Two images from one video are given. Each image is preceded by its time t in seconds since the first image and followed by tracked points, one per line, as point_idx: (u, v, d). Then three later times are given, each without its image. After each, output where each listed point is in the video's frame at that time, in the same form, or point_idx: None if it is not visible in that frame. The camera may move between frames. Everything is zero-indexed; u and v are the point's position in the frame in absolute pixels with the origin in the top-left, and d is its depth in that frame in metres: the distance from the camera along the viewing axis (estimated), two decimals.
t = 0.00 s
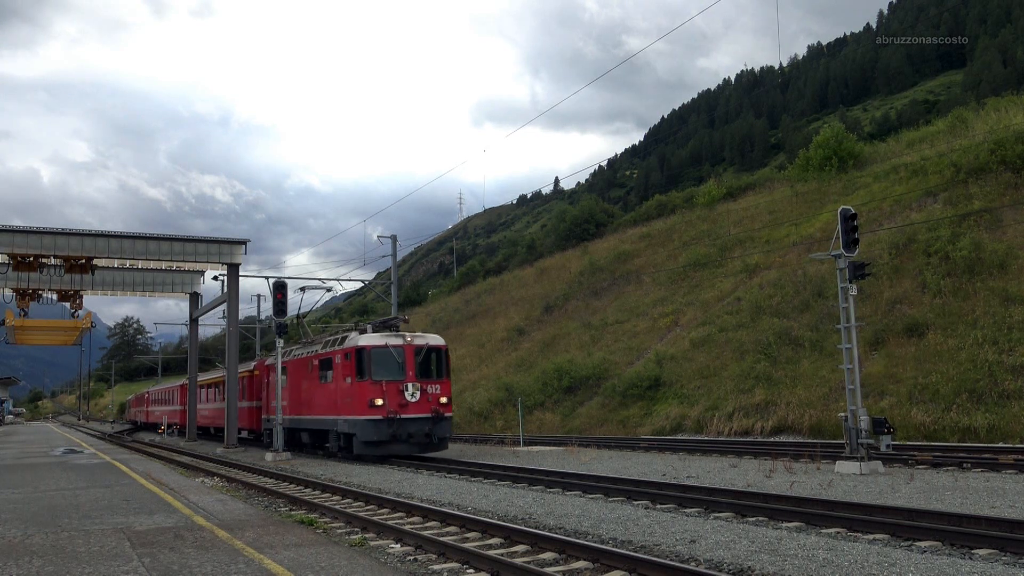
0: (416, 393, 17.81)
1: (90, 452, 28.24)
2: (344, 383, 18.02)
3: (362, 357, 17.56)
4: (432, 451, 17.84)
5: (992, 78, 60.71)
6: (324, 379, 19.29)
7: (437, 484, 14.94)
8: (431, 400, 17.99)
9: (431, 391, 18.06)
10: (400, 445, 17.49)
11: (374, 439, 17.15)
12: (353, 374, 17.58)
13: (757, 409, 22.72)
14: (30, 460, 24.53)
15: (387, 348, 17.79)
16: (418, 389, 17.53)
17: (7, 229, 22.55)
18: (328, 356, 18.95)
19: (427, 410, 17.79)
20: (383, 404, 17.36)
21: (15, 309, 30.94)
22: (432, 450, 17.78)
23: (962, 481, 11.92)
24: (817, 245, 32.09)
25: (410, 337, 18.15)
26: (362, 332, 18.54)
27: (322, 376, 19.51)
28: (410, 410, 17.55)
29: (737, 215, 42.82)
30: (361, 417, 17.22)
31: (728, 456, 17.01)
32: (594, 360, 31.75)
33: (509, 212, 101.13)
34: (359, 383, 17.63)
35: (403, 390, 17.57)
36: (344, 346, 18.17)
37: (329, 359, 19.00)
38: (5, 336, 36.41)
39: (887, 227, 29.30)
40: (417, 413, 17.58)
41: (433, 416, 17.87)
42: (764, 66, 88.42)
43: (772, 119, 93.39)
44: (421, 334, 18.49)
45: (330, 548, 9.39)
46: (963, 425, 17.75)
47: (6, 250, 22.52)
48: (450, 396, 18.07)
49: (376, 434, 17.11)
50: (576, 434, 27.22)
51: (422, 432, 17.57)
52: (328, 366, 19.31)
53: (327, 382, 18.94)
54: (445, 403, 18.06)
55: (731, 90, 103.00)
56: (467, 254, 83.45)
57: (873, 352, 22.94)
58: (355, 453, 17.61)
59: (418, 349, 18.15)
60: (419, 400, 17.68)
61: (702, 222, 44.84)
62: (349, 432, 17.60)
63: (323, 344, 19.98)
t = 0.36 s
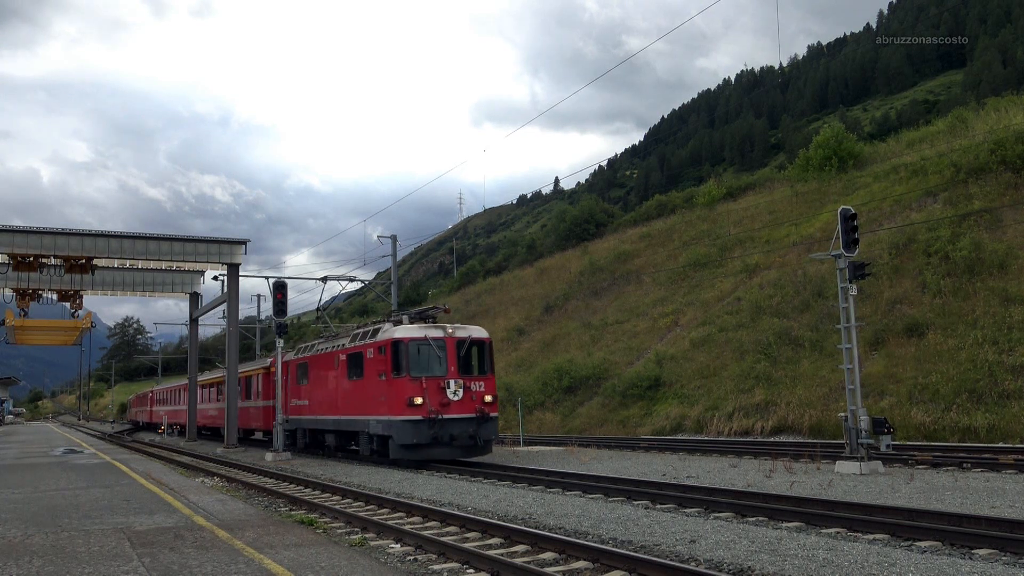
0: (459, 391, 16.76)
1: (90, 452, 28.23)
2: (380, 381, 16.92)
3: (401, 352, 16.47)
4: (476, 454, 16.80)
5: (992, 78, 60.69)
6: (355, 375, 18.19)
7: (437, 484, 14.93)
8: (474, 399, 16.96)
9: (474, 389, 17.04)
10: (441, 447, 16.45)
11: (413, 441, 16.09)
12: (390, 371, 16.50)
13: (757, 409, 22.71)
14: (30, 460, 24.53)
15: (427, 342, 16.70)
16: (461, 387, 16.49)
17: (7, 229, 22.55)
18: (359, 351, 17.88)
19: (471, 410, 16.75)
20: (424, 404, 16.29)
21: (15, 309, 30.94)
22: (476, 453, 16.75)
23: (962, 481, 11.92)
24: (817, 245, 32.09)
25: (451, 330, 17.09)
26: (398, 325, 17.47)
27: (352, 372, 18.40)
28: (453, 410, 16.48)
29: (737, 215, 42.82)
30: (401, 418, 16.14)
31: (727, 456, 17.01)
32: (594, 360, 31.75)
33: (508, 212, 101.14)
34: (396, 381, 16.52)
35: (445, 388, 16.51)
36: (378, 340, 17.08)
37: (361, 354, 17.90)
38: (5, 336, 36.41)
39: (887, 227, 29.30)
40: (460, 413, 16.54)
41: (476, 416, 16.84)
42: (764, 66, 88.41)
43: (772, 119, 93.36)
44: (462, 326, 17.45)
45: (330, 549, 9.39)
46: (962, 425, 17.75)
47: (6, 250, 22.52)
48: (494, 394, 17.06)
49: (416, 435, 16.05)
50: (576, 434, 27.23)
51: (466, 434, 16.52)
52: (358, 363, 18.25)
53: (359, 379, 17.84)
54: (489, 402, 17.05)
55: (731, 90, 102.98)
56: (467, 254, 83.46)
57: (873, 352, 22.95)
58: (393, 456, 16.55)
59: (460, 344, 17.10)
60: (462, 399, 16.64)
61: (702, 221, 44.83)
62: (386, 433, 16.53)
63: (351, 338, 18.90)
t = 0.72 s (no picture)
0: (512, 389, 15.06)
1: (90, 452, 28.24)
2: (423, 377, 15.17)
3: (448, 345, 14.79)
4: (531, 459, 15.07)
5: (992, 78, 60.70)
6: (390, 371, 16.46)
7: (438, 484, 14.93)
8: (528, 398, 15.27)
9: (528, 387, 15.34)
10: (492, 451, 14.73)
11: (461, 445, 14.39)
12: (435, 366, 14.80)
13: (757, 409, 22.71)
14: (30, 460, 24.52)
15: (476, 332, 15.02)
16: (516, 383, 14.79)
17: (6, 229, 22.55)
18: (396, 344, 16.19)
19: (526, 409, 15.04)
20: (474, 402, 14.56)
21: (15, 308, 30.96)
22: (531, 458, 15.03)
23: (962, 481, 11.92)
24: (817, 246, 32.10)
25: (503, 320, 15.45)
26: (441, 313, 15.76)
27: (388, 367, 16.67)
28: (506, 409, 14.77)
29: (737, 215, 42.82)
30: (448, 419, 14.42)
31: (727, 456, 17.01)
32: (594, 360, 31.75)
33: (508, 212, 101.18)
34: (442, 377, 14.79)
35: (498, 385, 14.81)
36: (420, 331, 15.38)
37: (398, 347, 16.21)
38: (5, 336, 36.42)
39: (887, 227, 29.30)
40: (515, 413, 14.83)
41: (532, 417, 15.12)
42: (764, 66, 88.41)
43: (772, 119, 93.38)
44: (514, 316, 15.83)
45: (329, 548, 9.40)
46: (963, 425, 17.74)
47: (6, 250, 22.52)
48: (550, 392, 15.36)
49: (466, 439, 14.35)
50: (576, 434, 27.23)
51: (521, 437, 14.81)
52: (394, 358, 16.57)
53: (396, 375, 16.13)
54: (545, 401, 15.35)
55: (731, 90, 102.97)
56: (467, 254, 83.49)
57: (873, 352, 22.95)
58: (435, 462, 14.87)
59: (512, 336, 15.45)
60: (516, 397, 14.94)
61: (702, 222, 44.83)
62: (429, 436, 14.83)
63: (384, 329, 17.23)
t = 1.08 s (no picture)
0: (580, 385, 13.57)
1: (90, 452, 28.24)
2: (479, 373, 13.76)
3: (507, 335, 13.37)
4: (601, 465, 13.55)
5: (991, 79, 60.69)
6: (441, 366, 15.03)
7: (440, 484, 14.91)
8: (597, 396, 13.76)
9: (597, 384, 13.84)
10: (560, 455, 13.25)
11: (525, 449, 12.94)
12: (494, 359, 13.38)
13: (757, 409, 22.70)
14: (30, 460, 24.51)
15: (539, 321, 13.59)
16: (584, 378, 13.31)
17: (6, 229, 22.55)
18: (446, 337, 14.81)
19: (595, 409, 13.52)
20: (537, 400, 13.11)
21: (15, 308, 30.96)
22: (601, 464, 13.52)
23: (962, 481, 11.91)
24: (817, 246, 32.10)
25: (567, 308, 14.00)
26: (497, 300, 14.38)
27: (437, 362, 15.23)
28: (575, 409, 13.28)
29: (737, 215, 42.80)
30: (511, 420, 12.98)
31: (727, 456, 17.01)
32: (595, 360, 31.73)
33: (508, 212, 101.18)
34: (501, 372, 13.37)
35: (564, 381, 13.34)
36: (477, 321, 13.98)
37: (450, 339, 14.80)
38: (5, 336, 36.42)
39: (887, 227, 29.28)
40: (584, 413, 13.32)
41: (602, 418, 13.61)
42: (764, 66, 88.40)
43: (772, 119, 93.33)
44: (579, 304, 14.38)
45: (330, 548, 9.39)
46: (962, 425, 17.74)
47: (6, 250, 22.53)
48: (621, 389, 13.84)
49: (530, 442, 12.89)
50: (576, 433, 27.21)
51: (591, 439, 13.32)
52: (442, 351, 15.18)
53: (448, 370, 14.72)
54: (616, 400, 13.83)
55: (731, 90, 102.94)
56: (466, 254, 83.50)
57: (873, 352, 22.95)
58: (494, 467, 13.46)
59: (578, 326, 13.98)
60: (585, 394, 13.45)
61: (702, 222, 44.81)
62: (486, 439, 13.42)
63: (429, 320, 15.88)
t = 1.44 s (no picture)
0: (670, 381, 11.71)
1: (90, 452, 28.25)
2: (552, 367, 11.93)
3: (587, 321, 11.51)
4: (695, 472, 11.71)
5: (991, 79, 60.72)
6: (501, 359, 13.26)
7: (440, 484, 14.88)
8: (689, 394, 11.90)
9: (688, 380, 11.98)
10: (649, 462, 11.42)
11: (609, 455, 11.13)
12: (571, 350, 11.57)
13: (757, 409, 22.70)
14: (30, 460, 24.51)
15: (622, 306, 11.74)
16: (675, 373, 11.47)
17: (6, 229, 22.56)
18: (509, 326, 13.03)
19: (688, 408, 11.67)
20: (623, 398, 11.27)
21: (15, 308, 30.98)
22: (697, 472, 11.64)
23: (962, 481, 11.91)
24: (817, 246, 32.11)
25: (652, 292, 12.16)
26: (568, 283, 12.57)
27: (497, 354, 13.47)
28: (667, 408, 11.42)
29: (737, 215, 42.80)
30: (591, 420, 11.17)
31: (728, 456, 17.00)
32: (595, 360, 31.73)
33: (508, 212, 101.21)
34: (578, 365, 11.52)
35: (653, 376, 11.49)
36: (547, 306, 12.18)
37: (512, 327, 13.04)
38: (5, 336, 36.44)
39: (887, 227, 29.26)
40: (676, 412, 11.47)
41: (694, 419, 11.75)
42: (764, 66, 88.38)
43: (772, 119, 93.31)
44: (664, 287, 12.54)
45: (330, 549, 9.40)
46: (962, 425, 17.73)
47: (6, 250, 22.53)
48: (716, 385, 11.97)
49: (615, 447, 11.07)
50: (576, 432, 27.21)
51: (686, 443, 11.46)
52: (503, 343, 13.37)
53: (512, 363, 12.97)
54: (710, 397, 11.96)
55: (732, 90, 102.94)
56: (467, 254, 83.55)
57: (873, 352, 22.95)
58: (571, 475, 11.67)
59: (665, 312, 12.13)
60: (676, 391, 11.59)
61: (702, 222, 44.81)
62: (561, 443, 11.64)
63: (484, 308, 14.17)
